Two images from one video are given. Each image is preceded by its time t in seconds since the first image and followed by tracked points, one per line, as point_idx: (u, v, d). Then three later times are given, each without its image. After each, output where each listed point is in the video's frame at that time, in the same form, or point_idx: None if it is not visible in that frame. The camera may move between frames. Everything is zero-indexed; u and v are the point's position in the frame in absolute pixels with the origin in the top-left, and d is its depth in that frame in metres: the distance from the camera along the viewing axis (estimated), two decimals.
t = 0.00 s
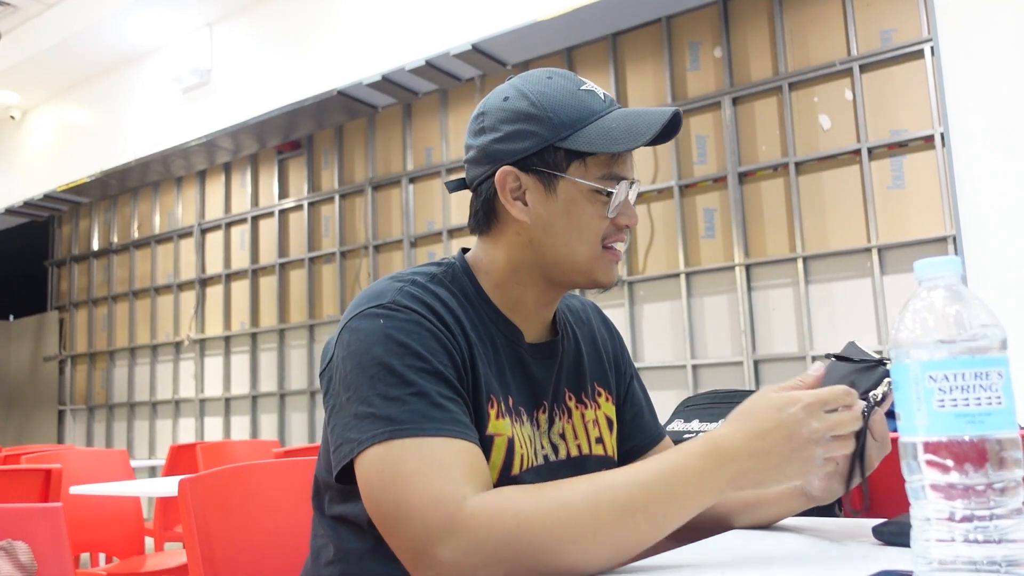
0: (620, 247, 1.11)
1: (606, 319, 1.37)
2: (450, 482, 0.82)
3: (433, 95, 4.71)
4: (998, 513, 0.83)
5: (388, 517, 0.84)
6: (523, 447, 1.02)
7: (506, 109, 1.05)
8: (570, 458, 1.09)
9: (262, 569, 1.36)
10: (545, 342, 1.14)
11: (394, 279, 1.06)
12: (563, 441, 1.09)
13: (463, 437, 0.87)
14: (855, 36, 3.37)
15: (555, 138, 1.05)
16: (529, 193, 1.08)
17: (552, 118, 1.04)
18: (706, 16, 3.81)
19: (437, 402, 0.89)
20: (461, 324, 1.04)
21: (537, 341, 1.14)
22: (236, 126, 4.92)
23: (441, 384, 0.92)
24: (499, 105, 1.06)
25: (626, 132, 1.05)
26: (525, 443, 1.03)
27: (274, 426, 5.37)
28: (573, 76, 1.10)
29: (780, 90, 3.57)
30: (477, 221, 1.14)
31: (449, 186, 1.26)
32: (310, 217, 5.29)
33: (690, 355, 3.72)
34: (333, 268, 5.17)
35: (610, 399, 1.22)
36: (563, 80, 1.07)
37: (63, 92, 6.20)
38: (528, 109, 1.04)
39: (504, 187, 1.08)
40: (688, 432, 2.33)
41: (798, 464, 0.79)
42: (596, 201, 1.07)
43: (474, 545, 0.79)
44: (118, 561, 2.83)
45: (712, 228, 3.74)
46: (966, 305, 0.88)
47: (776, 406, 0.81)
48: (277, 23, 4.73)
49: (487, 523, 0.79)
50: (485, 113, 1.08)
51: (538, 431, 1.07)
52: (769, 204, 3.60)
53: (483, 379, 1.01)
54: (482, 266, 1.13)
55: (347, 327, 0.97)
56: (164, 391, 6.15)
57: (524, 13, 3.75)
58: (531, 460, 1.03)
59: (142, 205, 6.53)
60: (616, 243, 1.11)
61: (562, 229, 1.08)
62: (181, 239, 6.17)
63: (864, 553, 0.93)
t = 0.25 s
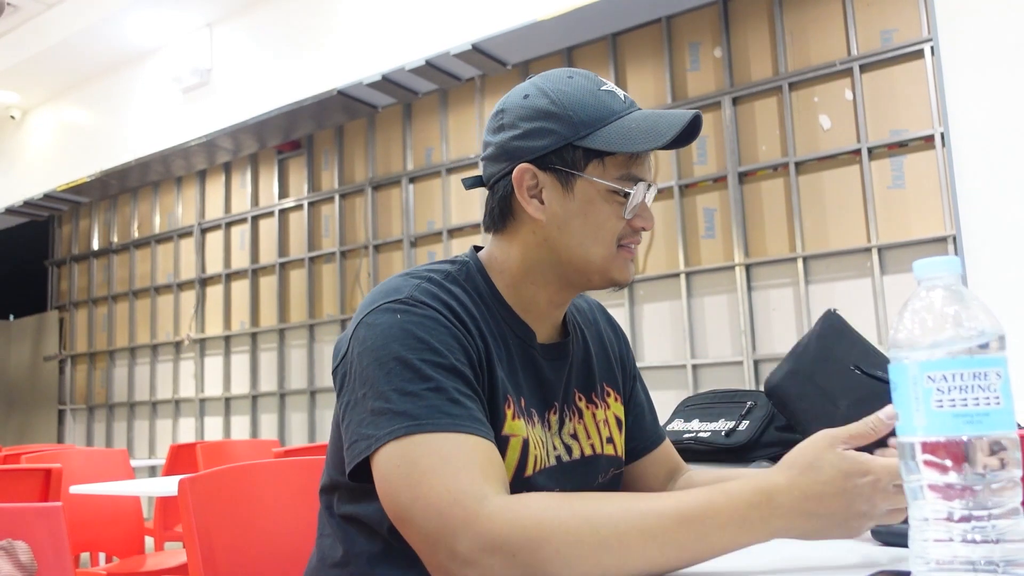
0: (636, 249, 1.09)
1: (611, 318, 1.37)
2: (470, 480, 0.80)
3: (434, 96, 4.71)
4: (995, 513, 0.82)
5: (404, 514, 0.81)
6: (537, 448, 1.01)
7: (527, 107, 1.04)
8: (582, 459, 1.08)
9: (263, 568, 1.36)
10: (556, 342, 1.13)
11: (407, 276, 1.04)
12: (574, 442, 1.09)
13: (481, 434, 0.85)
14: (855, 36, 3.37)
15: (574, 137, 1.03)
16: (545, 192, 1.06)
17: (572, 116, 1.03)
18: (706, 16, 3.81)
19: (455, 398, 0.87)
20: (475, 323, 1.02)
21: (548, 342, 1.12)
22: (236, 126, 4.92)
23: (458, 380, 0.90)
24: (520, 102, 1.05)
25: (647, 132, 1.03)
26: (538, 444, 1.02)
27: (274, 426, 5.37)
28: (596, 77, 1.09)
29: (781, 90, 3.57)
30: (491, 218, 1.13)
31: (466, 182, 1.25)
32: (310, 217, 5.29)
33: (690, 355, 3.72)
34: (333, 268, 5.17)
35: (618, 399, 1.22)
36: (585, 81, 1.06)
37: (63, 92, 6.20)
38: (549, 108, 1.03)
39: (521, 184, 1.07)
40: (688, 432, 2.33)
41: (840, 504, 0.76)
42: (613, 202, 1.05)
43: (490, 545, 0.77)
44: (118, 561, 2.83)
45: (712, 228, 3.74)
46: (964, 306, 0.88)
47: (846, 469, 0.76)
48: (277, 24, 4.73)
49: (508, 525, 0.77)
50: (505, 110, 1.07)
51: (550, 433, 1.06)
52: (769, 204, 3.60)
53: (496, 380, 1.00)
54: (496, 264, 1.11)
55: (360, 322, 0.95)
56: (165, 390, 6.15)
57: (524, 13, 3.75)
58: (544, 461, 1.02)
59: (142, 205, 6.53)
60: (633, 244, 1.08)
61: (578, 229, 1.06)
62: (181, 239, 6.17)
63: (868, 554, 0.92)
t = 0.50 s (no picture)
0: (640, 254, 1.06)
1: (616, 318, 1.37)
2: (469, 481, 0.80)
3: (434, 96, 4.71)
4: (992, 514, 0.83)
5: (403, 512, 0.81)
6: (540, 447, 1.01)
7: (531, 106, 1.04)
8: (585, 460, 1.08)
9: (262, 568, 1.36)
10: (560, 342, 1.13)
11: (412, 273, 1.04)
12: (577, 443, 1.09)
13: (481, 434, 0.84)
14: (855, 36, 3.37)
15: (575, 136, 1.02)
16: (546, 191, 1.06)
17: (575, 116, 1.02)
18: (706, 16, 3.81)
19: (456, 396, 0.87)
20: (479, 321, 1.02)
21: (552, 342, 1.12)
22: (236, 126, 4.92)
23: (459, 378, 0.90)
24: (527, 102, 1.04)
25: (647, 133, 1.01)
26: (542, 445, 1.02)
27: (274, 426, 5.37)
28: (605, 79, 1.08)
29: (781, 90, 3.57)
30: (498, 216, 1.13)
31: (476, 181, 1.25)
32: (310, 217, 5.29)
33: (690, 355, 3.72)
34: (333, 268, 5.17)
35: (622, 401, 1.22)
36: (594, 82, 1.05)
37: (63, 92, 6.20)
38: (553, 107, 1.02)
39: (522, 183, 1.07)
40: (688, 432, 2.32)
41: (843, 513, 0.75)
42: (613, 203, 1.03)
43: (489, 546, 0.77)
44: (118, 561, 2.83)
45: (712, 228, 3.74)
46: (959, 306, 0.90)
47: (851, 480, 0.74)
48: (277, 24, 4.73)
49: (505, 528, 0.77)
50: (513, 110, 1.07)
51: (553, 433, 1.06)
52: (769, 204, 3.60)
53: (498, 378, 1.00)
54: (500, 263, 1.11)
55: (365, 317, 0.95)
56: (165, 391, 6.15)
57: (524, 13, 3.75)
58: (548, 461, 1.02)
59: (142, 205, 6.53)
60: (636, 248, 1.06)
61: (578, 230, 1.05)
62: (181, 239, 6.17)
63: (868, 557, 0.92)
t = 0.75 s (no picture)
0: (640, 255, 1.06)
1: (618, 320, 1.37)
2: (470, 480, 0.80)
3: (434, 96, 4.71)
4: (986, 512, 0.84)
5: (403, 510, 0.81)
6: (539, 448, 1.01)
7: (531, 107, 1.04)
8: (582, 461, 1.08)
9: (262, 568, 1.36)
10: (560, 343, 1.12)
11: (413, 271, 1.04)
12: (575, 444, 1.09)
13: (481, 433, 0.85)
14: (855, 36, 3.37)
15: (574, 137, 1.02)
16: (546, 191, 1.06)
17: (575, 117, 1.02)
18: (706, 16, 3.81)
19: (456, 394, 0.87)
20: (479, 320, 1.02)
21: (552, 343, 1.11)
22: (236, 126, 4.92)
23: (460, 376, 0.90)
24: (528, 102, 1.05)
25: (646, 134, 1.00)
26: (541, 445, 1.02)
27: (274, 426, 5.37)
28: (607, 80, 1.07)
29: (781, 90, 3.57)
30: (499, 217, 1.13)
31: (478, 182, 1.24)
32: (310, 217, 5.29)
33: (690, 355, 3.72)
34: (333, 267, 5.17)
35: (622, 403, 1.22)
36: (595, 83, 1.04)
37: (63, 92, 6.19)
38: (553, 107, 1.02)
39: (522, 184, 1.07)
40: (688, 432, 2.32)
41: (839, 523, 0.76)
42: (612, 203, 1.03)
43: (488, 545, 0.77)
44: (118, 561, 2.83)
45: (712, 228, 3.74)
46: (957, 306, 0.89)
47: (854, 486, 0.79)
48: (277, 24, 4.73)
49: (504, 527, 0.77)
50: (515, 112, 1.07)
51: (552, 434, 1.06)
52: (769, 204, 3.59)
53: (498, 377, 1.00)
54: (501, 263, 1.11)
55: (366, 314, 0.95)
56: (165, 390, 6.15)
57: (524, 13, 3.75)
58: (547, 462, 1.02)
59: (142, 205, 6.53)
60: (638, 251, 1.05)
61: (577, 231, 1.04)
62: (181, 239, 6.17)
63: (867, 557, 0.93)
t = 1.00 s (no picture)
0: (639, 252, 1.06)
1: (618, 320, 1.37)
2: (470, 481, 0.80)
3: (434, 96, 4.71)
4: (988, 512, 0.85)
5: (403, 510, 0.81)
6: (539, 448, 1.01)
7: (528, 106, 1.05)
8: (581, 462, 1.08)
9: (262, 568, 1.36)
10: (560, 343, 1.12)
11: (412, 272, 1.04)
12: (574, 444, 1.09)
13: (481, 434, 0.85)
14: (855, 36, 3.37)
15: (572, 135, 1.02)
16: (544, 191, 1.06)
17: (571, 116, 1.02)
18: (706, 16, 3.81)
19: (456, 395, 0.87)
20: (478, 321, 1.02)
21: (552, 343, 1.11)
22: (236, 126, 4.92)
23: (459, 377, 0.90)
24: (524, 103, 1.05)
25: (643, 130, 1.00)
26: (541, 446, 1.02)
27: (274, 426, 5.37)
28: (602, 77, 1.07)
29: (781, 90, 3.57)
30: (497, 219, 1.13)
31: (475, 183, 1.23)
32: (310, 217, 5.29)
33: (690, 355, 3.72)
34: (333, 267, 5.17)
35: (622, 403, 1.22)
36: (591, 81, 1.05)
37: (63, 92, 6.19)
38: (549, 106, 1.03)
39: (520, 184, 1.07)
40: (688, 432, 2.32)
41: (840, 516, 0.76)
42: (610, 200, 1.03)
43: (487, 545, 0.77)
44: (118, 560, 2.83)
45: (712, 228, 3.74)
46: (958, 306, 0.90)
47: (851, 481, 0.76)
48: (277, 24, 4.73)
49: (503, 528, 0.77)
50: (512, 112, 1.08)
51: (552, 434, 1.06)
52: (769, 204, 3.60)
53: (497, 378, 1.00)
54: (499, 266, 1.11)
55: (365, 315, 0.95)
56: (165, 390, 6.15)
57: (524, 13, 3.75)
58: (547, 462, 1.02)
59: (142, 205, 6.53)
60: (636, 249, 1.06)
61: (577, 230, 1.04)
62: (181, 239, 6.17)
63: (868, 557, 0.93)
